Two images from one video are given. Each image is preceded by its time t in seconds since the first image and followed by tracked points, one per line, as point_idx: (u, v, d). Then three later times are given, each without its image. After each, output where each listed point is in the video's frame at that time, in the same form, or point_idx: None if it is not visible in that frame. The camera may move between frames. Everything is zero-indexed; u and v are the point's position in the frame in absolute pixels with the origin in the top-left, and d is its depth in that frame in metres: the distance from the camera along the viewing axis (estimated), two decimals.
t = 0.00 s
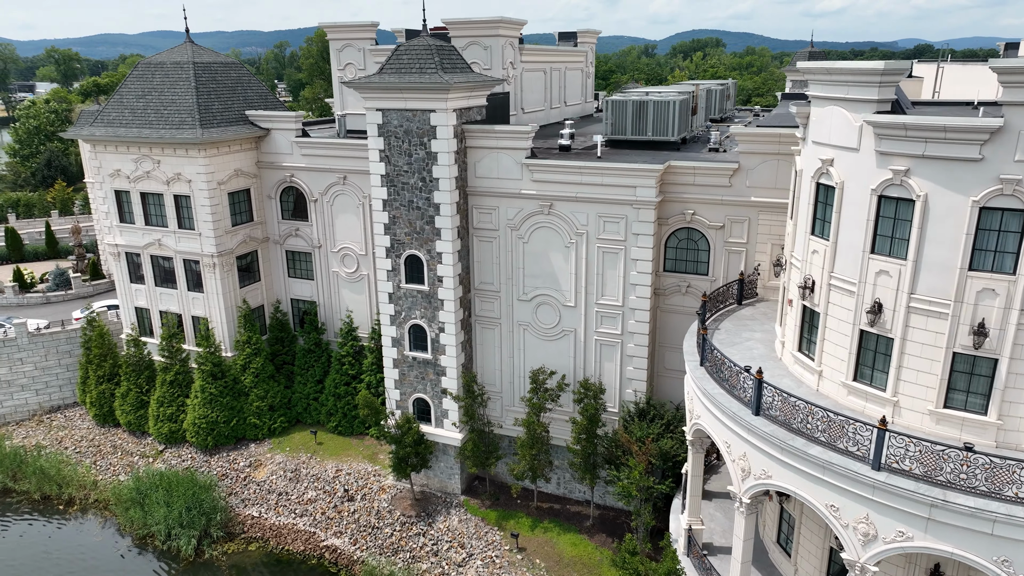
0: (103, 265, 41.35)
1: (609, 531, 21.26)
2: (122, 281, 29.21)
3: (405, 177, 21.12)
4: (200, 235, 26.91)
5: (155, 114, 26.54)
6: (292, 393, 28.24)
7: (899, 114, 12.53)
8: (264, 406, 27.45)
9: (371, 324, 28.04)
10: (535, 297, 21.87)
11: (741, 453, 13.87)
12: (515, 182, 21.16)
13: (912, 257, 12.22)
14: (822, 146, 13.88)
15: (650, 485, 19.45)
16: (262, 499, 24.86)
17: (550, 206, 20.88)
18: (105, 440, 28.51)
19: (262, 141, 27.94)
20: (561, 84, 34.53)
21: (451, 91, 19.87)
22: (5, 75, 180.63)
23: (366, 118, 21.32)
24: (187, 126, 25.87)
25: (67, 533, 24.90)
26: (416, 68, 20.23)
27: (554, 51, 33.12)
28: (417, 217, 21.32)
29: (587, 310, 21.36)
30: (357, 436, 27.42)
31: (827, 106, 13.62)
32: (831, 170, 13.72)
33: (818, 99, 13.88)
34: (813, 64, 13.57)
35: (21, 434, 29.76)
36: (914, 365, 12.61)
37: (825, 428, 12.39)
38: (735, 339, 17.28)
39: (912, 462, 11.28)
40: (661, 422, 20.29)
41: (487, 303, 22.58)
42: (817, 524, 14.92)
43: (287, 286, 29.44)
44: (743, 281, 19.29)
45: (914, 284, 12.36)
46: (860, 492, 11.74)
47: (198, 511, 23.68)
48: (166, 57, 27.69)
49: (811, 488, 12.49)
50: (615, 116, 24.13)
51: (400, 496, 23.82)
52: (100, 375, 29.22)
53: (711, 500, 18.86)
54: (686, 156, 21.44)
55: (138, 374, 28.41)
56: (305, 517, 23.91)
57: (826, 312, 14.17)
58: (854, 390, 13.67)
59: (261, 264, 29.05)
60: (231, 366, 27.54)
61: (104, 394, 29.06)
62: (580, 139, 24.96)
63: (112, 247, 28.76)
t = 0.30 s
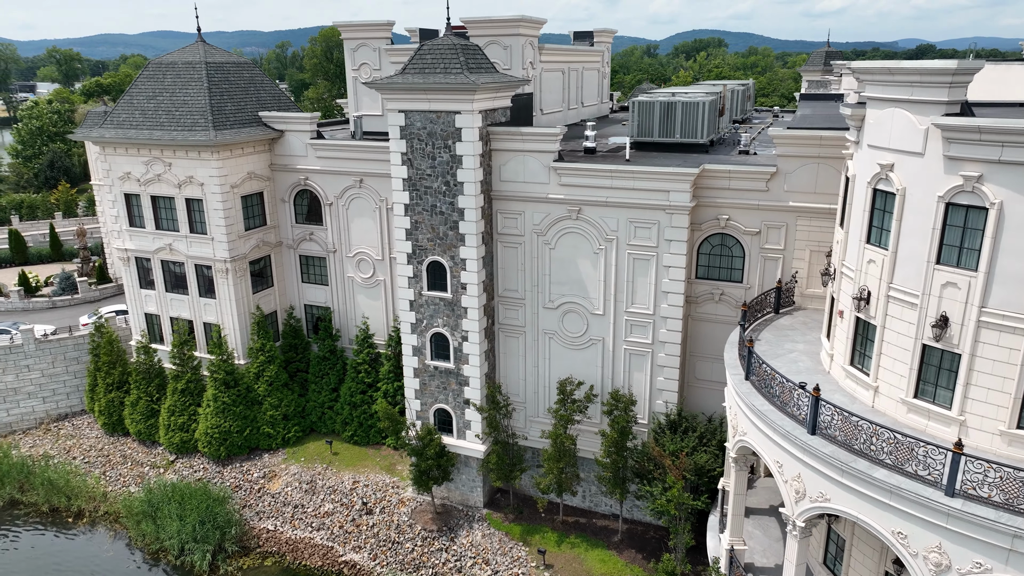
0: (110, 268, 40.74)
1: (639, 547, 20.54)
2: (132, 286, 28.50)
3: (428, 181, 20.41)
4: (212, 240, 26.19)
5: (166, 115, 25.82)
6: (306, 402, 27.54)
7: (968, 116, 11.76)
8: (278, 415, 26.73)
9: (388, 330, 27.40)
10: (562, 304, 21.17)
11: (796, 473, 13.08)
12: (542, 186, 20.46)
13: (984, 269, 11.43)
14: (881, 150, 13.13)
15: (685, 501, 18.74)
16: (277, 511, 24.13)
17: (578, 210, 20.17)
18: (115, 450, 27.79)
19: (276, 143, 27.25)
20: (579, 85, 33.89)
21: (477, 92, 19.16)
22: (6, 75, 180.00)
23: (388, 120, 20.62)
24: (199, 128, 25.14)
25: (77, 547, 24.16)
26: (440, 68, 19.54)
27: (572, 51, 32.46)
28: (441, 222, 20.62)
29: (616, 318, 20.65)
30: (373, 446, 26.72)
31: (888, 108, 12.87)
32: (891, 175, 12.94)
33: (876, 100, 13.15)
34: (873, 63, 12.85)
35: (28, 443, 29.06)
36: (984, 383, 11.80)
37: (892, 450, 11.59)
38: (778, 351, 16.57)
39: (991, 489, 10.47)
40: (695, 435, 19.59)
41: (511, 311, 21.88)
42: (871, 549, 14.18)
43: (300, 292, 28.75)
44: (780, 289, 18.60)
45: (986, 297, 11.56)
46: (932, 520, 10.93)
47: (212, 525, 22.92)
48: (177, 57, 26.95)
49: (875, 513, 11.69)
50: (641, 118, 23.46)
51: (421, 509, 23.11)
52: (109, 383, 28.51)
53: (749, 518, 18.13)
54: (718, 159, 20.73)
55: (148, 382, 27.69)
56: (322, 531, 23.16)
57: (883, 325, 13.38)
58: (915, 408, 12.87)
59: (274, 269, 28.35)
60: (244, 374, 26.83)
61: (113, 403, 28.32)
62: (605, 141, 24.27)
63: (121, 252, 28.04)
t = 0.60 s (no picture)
0: (116, 272, 40.01)
1: (672, 564, 19.81)
2: (142, 291, 27.79)
3: (453, 185, 19.70)
4: (225, 245, 25.47)
5: (178, 116, 25.10)
6: (321, 411, 26.83)
7: None
8: (292, 425, 26.02)
9: (405, 337, 26.72)
10: (590, 313, 20.46)
11: (857, 497, 12.29)
12: (570, 191, 19.75)
13: None
14: (946, 155, 12.39)
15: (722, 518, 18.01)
16: (293, 525, 23.38)
17: (609, 215, 19.45)
18: (124, 460, 27.07)
19: (290, 145, 26.56)
20: (597, 85, 33.18)
21: (506, 93, 18.48)
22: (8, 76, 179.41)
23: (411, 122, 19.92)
24: (213, 130, 24.43)
25: (87, 562, 23.43)
26: (467, 68, 18.85)
27: (591, 51, 31.78)
28: (466, 228, 19.92)
29: (647, 327, 19.94)
30: (391, 456, 26.01)
31: (955, 110, 12.14)
32: (958, 181, 12.19)
33: (941, 102, 12.43)
34: (939, 62, 12.15)
35: (35, 453, 28.35)
36: None
37: (968, 475, 10.82)
38: (824, 363, 15.85)
39: None
40: (731, 449, 18.87)
41: (537, 319, 21.17)
42: (931, 575, 13.45)
43: (314, 297, 28.05)
44: (821, 297, 17.89)
45: None
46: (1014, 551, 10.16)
47: (227, 540, 22.16)
48: (188, 57, 26.23)
49: (949, 542, 10.91)
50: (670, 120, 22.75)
51: (442, 523, 22.41)
52: (118, 391, 27.80)
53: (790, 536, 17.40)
54: (752, 162, 20.01)
55: (159, 391, 26.98)
56: (340, 545, 22.35)
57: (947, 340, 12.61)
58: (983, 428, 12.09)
59: (288, 275, 27.65)
60: (258, 383, 26.13)
61: (123, 412, 27.60)
62: (631, 143, 23.55)
63: (131, 257, 27.33)
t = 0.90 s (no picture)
0: (123, 275, 39.24)
1: None
2: (152, 297, 27.07)
3: (479, 189, 19.00)
4: (239, 250, 24.75)
5: (191, 118, 24.38)
6: (337, 420, 26.12)
7: None
8: (308, 434, 25.31)
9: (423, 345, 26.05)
10: (620, 322, 19.76)
11: (926, 523, 11.50)
12: (601, 195, 19.04)
13: None
14: (1021, 160, 11.65)
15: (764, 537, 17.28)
16: (311, 539, 22.64)
17: (642, 221, 18.74)
18: (135, 471, 26.34)
19: (305, 147, 25.85)
20: (616, 86, 32.48)
21: (537, 94, 17.79)
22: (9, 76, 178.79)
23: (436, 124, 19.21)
24: (227, 131, 23.71)
25: None
26: (495, 68, 18.15)
27: (610, 51, 31.09)
28: (492, 234, 19.22)
29: (681, 337, 19.23)
30: (409, 467, 25.32)
31: None
32: None
33: (1015, 104, 11.71)
34: (1012, 62, 11.45)
35: (43, 463, 27.64)
36: None
37: None
38: (876, 377, 15.11)
39: None
40: (770, 465, 18.16)
41: (564, 327, 20.48)
42: None
43: (329, 303, 27.37)
44: (865, 307, 17.18)
45: None
46: None
47: (244, 555, 21.39)
48: (201, 56, 25.50)
49: None
50: (700, 122, 22.03)
51: (465, 538, 21.71)
52: (128, 400, 27.07)
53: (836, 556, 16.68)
54: (790, 165, 19.28)
55: (170, 400, 26.27)
56: (360, 560, 21.63)
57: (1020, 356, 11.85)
58: None
59: (302, 280, 26.95)
60: (272, 392, 25.42)
61: (133, 421, 26.88)
62: (659, 146, 22.84)
63: (142, 262, 26.61)
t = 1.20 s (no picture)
0: (130, 279, 38.54)
1: None
2: (164, 303, 26.35)
3: (508, 194, 18.29)
4: (254, 255, 24.04)
5: (205, 119, 23.66)
6: (353, 430, 25.42)
7: None
8: (324, 445, 24.59)
9: (443, 353, 25.35)
10: (653, 331, 19.04)
11: (1003, 552, 10.74)
12: (634, 200, 18.32)
13: None
14: None
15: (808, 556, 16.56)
16: (328, 554, 21.83)
17: (677, 227, 18.03)
18: (146, 482, 25.62)
19: (321, 149, 25.14)
20: (636, 86, 31.77)
21: (570, 95, 17.08)
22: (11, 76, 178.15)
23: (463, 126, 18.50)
24: (242, 133, 22.99)
25: None
26: (526, 67, 17.44)
27: (631, 50, 30.37)
28: (521, 240, 18.51)
29: (717, 347, 18.52)
30: (428, 478, 24.60)
31: None
32: None
33: None
34: None
35: (51, 473, 26.94)
36: None
37: None
38: (931, 392, 14.38)
39: None
40: (811, 481, 17.45)
41: (593, 336, 19.77)
42: None
43: (345, 309, 26.66)
44: (913, 317, 16.45)
45: None
46: None
47: (261, 571, 20.65)
48: (214, 56, 24.77)
49: None
50: (732, 123, 21.30)
51: (490, 554, 21.00)
52: (139, 409, 26.36)
53: None
54: (829, 169, 18.57)
55: (182, 409, 25.57)
56: None
57: None
58: None
59: (317, 285, 26.25)
60: (288, 401, 24.71)
61: (144, 430, 26.17)
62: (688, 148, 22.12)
63: (153, 267, 25.90)
